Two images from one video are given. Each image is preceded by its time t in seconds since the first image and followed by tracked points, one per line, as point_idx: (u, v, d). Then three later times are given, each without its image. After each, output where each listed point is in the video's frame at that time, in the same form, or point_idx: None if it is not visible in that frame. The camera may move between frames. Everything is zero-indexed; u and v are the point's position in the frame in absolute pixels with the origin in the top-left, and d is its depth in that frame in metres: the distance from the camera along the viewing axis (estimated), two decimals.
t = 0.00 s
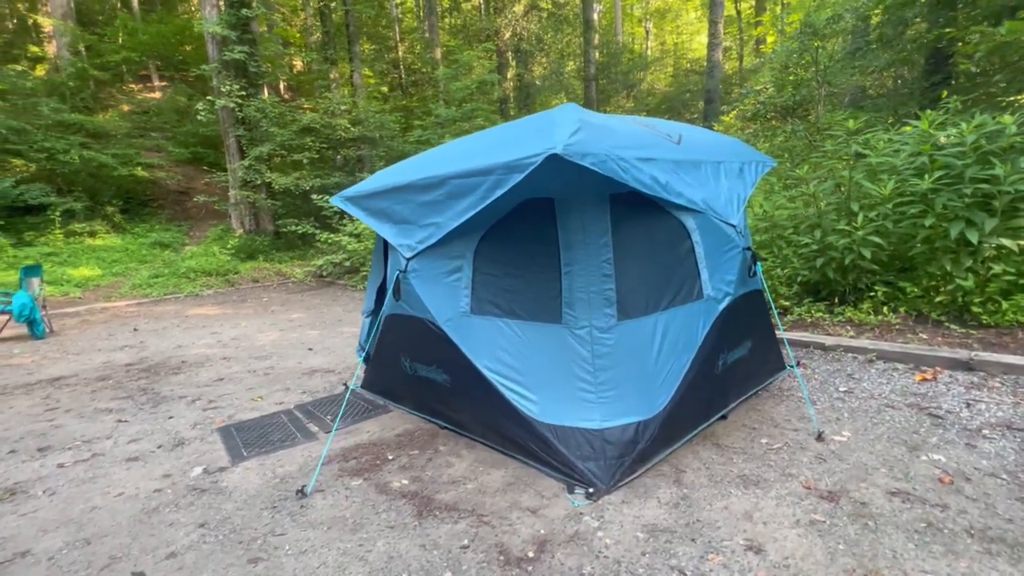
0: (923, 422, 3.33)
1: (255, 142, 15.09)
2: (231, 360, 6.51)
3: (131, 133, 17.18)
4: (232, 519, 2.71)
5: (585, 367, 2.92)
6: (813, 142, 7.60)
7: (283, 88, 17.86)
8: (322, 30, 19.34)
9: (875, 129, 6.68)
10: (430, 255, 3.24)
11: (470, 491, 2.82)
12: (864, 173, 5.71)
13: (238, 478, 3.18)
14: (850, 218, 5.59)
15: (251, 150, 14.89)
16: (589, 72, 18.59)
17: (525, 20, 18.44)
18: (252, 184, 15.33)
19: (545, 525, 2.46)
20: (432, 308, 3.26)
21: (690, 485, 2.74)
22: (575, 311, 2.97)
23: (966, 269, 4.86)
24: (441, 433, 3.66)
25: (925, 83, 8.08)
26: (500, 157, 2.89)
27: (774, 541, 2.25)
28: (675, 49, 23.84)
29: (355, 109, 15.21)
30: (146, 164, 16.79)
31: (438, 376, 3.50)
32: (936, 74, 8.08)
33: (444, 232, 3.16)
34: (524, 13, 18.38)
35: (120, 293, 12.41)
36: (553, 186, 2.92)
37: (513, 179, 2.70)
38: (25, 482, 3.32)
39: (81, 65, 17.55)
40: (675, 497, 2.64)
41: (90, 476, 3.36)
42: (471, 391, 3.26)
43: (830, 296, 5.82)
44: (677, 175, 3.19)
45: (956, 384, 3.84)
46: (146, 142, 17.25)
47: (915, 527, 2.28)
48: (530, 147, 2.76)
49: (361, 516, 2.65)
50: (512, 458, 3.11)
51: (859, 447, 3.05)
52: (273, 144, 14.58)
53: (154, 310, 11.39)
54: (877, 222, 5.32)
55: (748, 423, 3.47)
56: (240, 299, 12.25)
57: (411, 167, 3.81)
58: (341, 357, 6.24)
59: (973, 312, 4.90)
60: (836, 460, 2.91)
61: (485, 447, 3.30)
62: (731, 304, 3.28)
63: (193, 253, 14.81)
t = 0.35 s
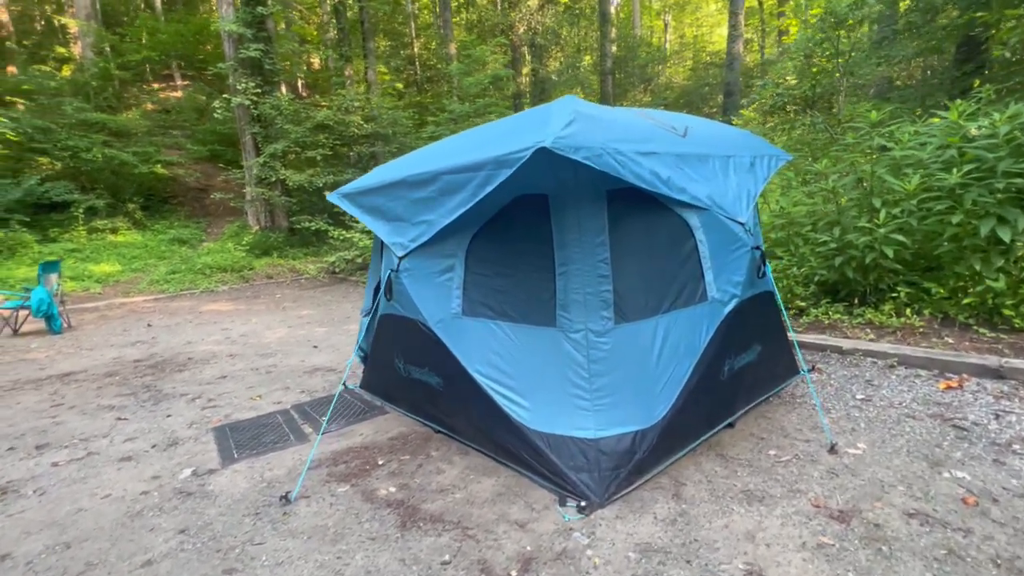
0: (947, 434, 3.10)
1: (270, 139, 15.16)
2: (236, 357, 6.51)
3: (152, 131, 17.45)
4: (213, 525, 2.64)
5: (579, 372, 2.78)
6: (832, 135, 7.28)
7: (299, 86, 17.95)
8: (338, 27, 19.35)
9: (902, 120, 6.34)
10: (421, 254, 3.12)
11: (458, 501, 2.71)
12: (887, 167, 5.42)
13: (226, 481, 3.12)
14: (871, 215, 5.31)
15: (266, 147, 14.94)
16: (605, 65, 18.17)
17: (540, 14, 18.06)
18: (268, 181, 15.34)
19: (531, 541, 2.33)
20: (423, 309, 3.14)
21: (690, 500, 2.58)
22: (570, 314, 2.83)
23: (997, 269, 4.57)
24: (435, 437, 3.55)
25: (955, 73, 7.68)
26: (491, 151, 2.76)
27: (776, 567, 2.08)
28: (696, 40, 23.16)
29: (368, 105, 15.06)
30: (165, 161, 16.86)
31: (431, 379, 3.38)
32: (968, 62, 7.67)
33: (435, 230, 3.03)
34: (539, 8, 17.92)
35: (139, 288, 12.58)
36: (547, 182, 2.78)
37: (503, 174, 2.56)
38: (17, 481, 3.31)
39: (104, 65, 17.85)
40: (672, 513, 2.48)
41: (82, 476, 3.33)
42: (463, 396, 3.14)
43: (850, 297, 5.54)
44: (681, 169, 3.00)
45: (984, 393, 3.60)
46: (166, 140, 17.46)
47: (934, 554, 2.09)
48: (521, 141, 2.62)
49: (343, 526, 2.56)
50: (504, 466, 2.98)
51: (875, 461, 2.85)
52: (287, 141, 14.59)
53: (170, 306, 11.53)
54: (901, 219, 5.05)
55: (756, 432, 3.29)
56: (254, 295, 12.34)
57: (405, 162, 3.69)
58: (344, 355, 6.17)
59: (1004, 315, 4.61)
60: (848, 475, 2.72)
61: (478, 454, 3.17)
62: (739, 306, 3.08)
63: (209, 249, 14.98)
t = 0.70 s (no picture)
0: (963, 444, 2.94)
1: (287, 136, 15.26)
2: (246, 353, 6.59)
3: (173, 129, 17.79)
4: (204, 523, 2.64)
5: (573, 375, 2.71)
6: (852, 129, 7.00)
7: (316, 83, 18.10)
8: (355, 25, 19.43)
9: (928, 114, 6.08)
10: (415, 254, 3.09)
11: (447, 504, 2.67)
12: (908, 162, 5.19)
13: (221, 478, 3.13)
14: (889, 212, 5.10)
15: (283, 144, 15.04)
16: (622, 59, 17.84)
17: (556, 7, 17.76)
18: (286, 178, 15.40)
19: (517, 548, 2.28)
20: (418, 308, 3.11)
21: (685, 509, 2.49)
22: (564, 314, 2.75)
23: None
24: (430, 438, 3.51)
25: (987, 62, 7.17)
26: (483, 147, 2.69)
27: None
28: (717, 33, 22.62)
29: (382, 101, 15.10)
30: (185, 158, 17.09)
31: (427, 379, 3.34)
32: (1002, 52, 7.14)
33: (429, 229, 2.99)
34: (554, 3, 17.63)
35: (159, 283, 12.82)
36: (541, 179, 2.70)
37: (493, 172, 2.49)
38: (22, 473, 3.38)
39: (128, 64, 18.21)
40: (666, 522, 2.39)
41: (85, 469, 3.39)
42: (457, 397, 3.09)
43: (866, 298, 5.34)
44: (682, 166, 2.89)
45: (1005, 401, 3.41)
46: (188, 138, 17.77)
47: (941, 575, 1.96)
48: (513, 137, 2.55)
49: (330, 526, 2.53)
50: (497, 469, 2.92)
51: (884, 472, 2.71)
52: (303, 138, 14.66)
53: (187, 301, 11.73)
54: (921, 217, 4.84)
55: (761, 439, 3.16)
56: (269, 291, 12.50)
57: (403, 159, 3.65)
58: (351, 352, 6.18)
59: None
60: (854, 486, 2.59)
61: (472, 456, 3.13)
62: (743, 308, 2.96)
63: (227, 245, 15.20)
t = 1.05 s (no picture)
0: (970, 452, 2.81)
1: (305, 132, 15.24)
2: (256, 346, 6.71)
3: (197, 126, 18.17)
4: (194, 513, 2.69)
5: (559, 374, 2.67)
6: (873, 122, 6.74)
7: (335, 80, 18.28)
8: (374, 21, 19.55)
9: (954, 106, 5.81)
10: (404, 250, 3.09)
11: (430, 501, 2.66)
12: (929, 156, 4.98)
13: (216, 469, 3.19)
14: (906, 208, 4.91)
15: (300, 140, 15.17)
16: (642, 52, 17.50)
17: (574, 0, 17.51)
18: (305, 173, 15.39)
19: (494, 548, 2.26)
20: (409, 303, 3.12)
21: (669, 512, 2.44)
22: (550, 312, 2.71)
23: None
24: (423, 433, 3.51)
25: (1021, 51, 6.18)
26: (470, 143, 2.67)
27: None
28: (742, 25, 22.01)
29: (398, 97, 15.18)
30: (208, 154, 17.40)
31: (418, 375, 3.34)
32: None
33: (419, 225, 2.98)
34: None
35: (180, 277, 13.12)
36: (528, 175, 2.66)
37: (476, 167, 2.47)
38: (31, 460, 3.50)
39: (155, 63, 18.66)
40: (647, 526, 2.34)
41: (89, 457, 3.49)
42: (446, 393, 3.08)
43: (881, 297, 5.15)
44: (674, 161, 2.82)
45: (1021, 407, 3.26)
46: (211, 134, 18.15)
47: None
48: (497, 132, 2.51)
49: (313, 520, 2.56)
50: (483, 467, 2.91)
51: (882, 480, 2.61)
52: (320, 134, 14.68)
53: (206, 294, 11.99)
54: (938, 214, 4.66)
55: (756, 442, 3.07)
56: (285, 285, 12.69)
57: (399, 155, 3.65)
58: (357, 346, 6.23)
59: None
60: (848, 494, 2.50)
61: (461, 452, 3.12)
62: (737, 307, 2.88)
63: (246, 240, 15.42)
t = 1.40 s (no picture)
0: (959, 460, 2.74)
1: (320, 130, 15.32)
2: (261, 340, 6.84)
3: (217, 122, 18.44)
4: (179, 504, 2.77)
5: (535, 374, 2.67)
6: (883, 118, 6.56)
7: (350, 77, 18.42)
8: (388, 18, 19.66)
9: (969, 103, 5.61)
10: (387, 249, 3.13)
11: (406, 498, 2.69)
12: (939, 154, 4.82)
13: (206, 462, 3.27)
14: (912, 207, 4.77)
15: (315, 137, 15.20)
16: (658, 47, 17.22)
17: None
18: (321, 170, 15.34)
19: (461, 546, 2.29)
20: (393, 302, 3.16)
21: (640, 516, 2.43)
22: (527, 312, 2.71)
23: None
24: (408, 430, 3.54)
25: None
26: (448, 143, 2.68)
27: None
28: (763, 18, 21.53)
29: (411, 94, 15.26)
30: (226, 151, 17.47)
31: (403, 372, 3.38)
32: None
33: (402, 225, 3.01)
34: None
35: (196, 272, 13.36)
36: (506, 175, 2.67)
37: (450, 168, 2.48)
38: (35, 448, 3.64)
39: (176, 62, 19.01)
40: (617, 528, 2.34)
41: (89, 447, 3.61)
42: (428, 391, 3.11)
43: (886, 299, 5.02)
44: (655, 161, 2.79)
45: (1018, 416, 3.16)
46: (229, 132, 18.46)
47: None
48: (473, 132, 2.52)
49: (291, 514, 2.62)
50: (463, 466, 2.93)
51: (862, 487, 2.56)
52: (333, 131, 14.75)
53: (221, 289, 12.23)
54: (944, 215, 4.53)
55: (739, 446, 3.03)
56: (298, 280, 12.85)
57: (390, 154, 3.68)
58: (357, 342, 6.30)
59: None
60: (825, 501, 2.45)
61: (443, 450, 3.16)
62: (719, 309, 2.84)
63: (262, 236, 15.65)
